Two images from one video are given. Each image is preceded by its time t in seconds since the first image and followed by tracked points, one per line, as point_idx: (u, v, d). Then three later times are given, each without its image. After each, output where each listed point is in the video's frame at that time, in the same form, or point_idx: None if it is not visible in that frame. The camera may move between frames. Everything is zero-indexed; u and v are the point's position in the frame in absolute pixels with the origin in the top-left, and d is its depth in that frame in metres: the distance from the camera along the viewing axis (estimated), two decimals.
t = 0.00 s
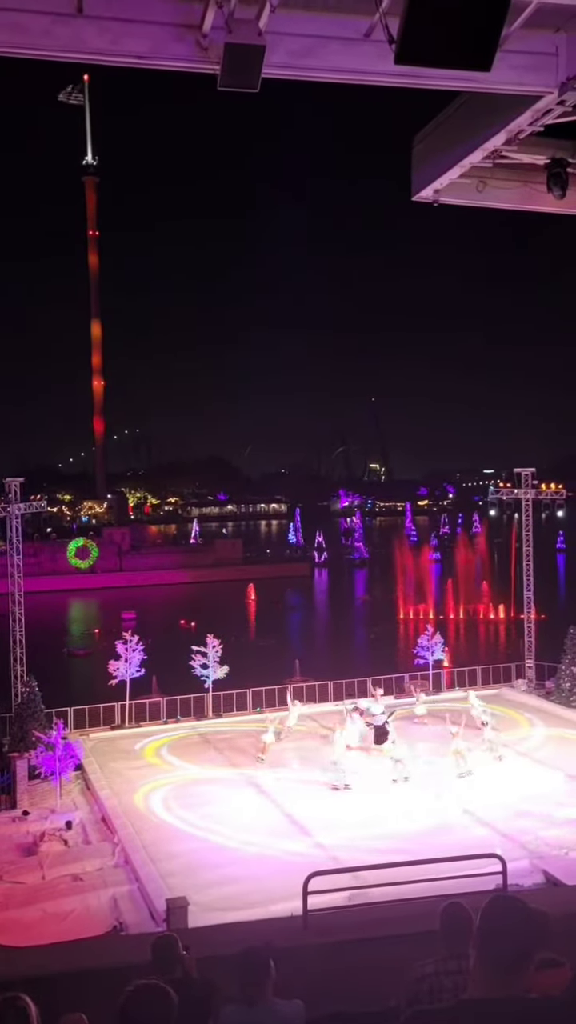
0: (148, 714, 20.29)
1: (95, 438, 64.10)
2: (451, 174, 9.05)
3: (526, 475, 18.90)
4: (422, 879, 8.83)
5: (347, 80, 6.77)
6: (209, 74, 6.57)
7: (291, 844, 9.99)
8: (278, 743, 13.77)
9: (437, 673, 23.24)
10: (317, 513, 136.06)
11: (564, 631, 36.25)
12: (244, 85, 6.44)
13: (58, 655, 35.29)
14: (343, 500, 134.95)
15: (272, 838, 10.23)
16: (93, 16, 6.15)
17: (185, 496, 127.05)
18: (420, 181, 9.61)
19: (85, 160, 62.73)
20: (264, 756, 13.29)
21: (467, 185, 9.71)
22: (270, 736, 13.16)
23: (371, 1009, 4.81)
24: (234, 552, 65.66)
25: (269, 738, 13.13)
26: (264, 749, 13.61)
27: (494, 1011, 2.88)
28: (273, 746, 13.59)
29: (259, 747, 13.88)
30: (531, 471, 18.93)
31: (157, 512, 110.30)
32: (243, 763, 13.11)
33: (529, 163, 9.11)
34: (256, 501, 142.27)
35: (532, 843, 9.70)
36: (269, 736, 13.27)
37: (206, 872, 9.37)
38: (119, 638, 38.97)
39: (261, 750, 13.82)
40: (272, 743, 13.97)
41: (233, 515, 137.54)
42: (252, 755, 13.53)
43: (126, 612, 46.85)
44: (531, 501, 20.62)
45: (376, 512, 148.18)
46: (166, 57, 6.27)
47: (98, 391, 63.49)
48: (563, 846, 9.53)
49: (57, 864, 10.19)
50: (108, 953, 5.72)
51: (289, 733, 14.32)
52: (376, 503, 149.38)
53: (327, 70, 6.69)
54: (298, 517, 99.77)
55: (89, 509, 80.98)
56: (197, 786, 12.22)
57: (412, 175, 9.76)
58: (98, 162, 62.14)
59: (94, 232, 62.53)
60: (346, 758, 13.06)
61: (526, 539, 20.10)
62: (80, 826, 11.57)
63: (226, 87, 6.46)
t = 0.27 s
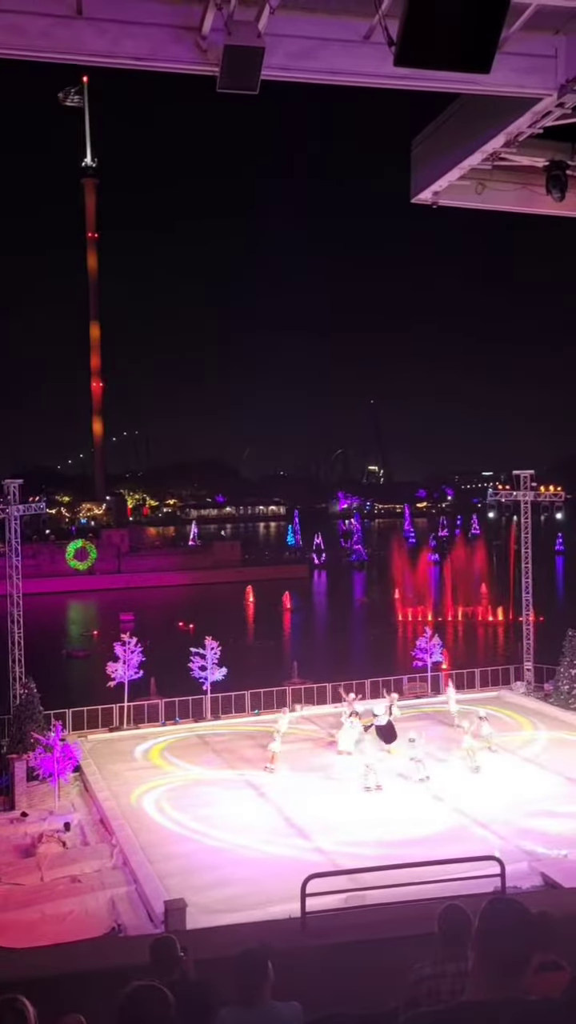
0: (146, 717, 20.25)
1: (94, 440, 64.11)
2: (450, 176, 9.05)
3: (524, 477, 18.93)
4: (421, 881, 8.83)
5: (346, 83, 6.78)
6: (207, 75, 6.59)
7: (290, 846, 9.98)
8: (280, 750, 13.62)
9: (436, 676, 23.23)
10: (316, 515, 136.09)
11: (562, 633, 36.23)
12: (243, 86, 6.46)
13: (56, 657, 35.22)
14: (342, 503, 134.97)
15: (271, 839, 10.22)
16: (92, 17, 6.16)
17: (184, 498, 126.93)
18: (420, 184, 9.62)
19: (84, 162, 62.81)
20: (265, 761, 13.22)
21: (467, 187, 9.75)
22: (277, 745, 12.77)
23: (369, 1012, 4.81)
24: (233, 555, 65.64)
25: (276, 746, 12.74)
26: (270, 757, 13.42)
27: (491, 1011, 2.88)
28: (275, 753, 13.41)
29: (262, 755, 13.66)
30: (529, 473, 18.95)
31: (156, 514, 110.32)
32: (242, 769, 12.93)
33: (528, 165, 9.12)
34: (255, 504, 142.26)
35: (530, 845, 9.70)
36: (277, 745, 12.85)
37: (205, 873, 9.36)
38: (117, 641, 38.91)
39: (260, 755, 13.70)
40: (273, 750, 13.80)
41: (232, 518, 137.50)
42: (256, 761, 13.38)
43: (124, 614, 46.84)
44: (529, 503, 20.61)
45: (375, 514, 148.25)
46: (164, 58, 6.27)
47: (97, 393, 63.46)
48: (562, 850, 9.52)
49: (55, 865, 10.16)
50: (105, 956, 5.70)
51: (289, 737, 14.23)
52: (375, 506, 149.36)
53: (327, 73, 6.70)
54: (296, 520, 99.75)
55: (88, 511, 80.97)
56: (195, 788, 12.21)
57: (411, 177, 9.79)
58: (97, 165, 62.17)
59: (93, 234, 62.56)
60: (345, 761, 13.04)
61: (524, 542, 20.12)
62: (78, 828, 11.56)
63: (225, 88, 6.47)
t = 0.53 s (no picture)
0: (151, 737, 20.24)
1: (108, 454, 64.37)
2: (469, 210, 9.19)
3: (538, 507, 18.90)
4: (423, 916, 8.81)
5: (370, 118, 7.09)
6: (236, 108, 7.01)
7: (291, 874, 9.98)
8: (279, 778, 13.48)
9: (444, 704, 23.12)
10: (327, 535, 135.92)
11: (571, 664, 36.05)
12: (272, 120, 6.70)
13: (62, 671, 35.21)
14: (353, 524, 134.74)
15: (272, 867, 10.21)
16: (126, 53, 6.63)
17: (195, 515, 126.95)
18: (439, 217, 9.74)
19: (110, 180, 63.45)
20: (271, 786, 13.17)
21: (487, 221, 9.87)
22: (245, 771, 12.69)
23: None
24: (242, 573, 65.63)
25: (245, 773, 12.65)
26: (274, 784, 13.28)
27: None
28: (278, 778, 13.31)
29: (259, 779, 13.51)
30: (543, 503, 18.95)
31: (167, 530, 110.39)
32: (242, 794, 12.82)
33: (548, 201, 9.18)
34: (265, 522, 142.18)
35: (533, 884, 9.67)
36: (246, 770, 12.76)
37: (206, 897, 9.39)
38: (124, 657, 38.89)
39: (260, 780, 13.60)
40: (271, 777, 13.67)
41: (242, 536, 137.45)
42: (261, 787, 13.24)
43: (131, 629, 46.81)
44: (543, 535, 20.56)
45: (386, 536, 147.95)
46: (196, 93, 6.73)
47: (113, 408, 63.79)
48: (566, 890, 9.49)
49: (54, 885, 10.13)
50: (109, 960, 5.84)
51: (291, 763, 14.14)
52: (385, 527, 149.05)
53: (352, 109, 7.02)
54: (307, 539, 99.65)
55: (99, 525, 81.12)
56: (198, 811, 12.20)
57: (431, 212, 9.90)
58: (122, 183, 62.79)
59: (115, 251, 63.08)
60: (349, 790, 13.00)
61: (537, 573, 20.07)
62: (79, 847, 11.57)
63: (254, 122, 6.73)
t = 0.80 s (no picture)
0: (154, 744, 20.22)
1: (111, 462, 64.43)
2: (471, 218, 9.22)
3: (540, 514, 18.89)
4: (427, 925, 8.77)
5: (372, 125, 7.13)
6: (240, 116, 7.04)
7: (293, 882, 9.94)
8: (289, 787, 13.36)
9: (447, 713, 23.05)
10: (329, 543, 135.80)
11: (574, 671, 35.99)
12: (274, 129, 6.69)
13: (65, 678, 35.20)
14: (355, 531, 134.54)
15: (274, 875, 10.19)
16: (130, 62, 6.68)
17: (198, 522, 126.94)
18: (442, 224, 9.80)
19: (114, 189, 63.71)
20: (283, 795, 13.04)
21: (489, 229, 9.93)
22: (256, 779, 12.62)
23: None
24: (244, 580, 65.63)
25: (256, 781, 12.58)
26: (285, 792, 13.11)
27: None
28: (286, 787, 13.16)
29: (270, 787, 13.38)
30: (546, 510, 18.94)
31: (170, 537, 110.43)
32: (252, 803, 12.66)
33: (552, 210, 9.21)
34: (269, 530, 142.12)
35: (536, 892, 9.65)
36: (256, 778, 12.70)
37: (207, 905, 9.35)
38: (127, 664, 38.87)
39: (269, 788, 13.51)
40: (282, 785, 13.55)
41: (245, 543, 137.46)
42: (269, 795, 13.11)
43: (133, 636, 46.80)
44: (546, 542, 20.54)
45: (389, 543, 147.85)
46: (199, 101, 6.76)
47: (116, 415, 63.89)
48: (569, 897, 9.47)
49: (56, 893, 10.11)
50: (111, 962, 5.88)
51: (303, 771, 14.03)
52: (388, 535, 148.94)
53: (355, 117, 7.05)
54: (309, 546, 99.60)
55: (102, 532, 81.15)
56: (200, 818, 12.17)
57: (434, 218, 9.94)
58: (126, 192, 63.04)
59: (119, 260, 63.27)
60: (352, 798, 12.96)
61: (539, 580, 20.05)
62: (81, 854, 11.54)
63: (257, 131, 6.71)
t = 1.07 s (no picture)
0: (158, 747, 20.20)
1: (114, 466, 64.48)
2: (471, 219, 9.22)
3: (543, 515, 18.86)
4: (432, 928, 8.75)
5: (373, 127, 7.16)
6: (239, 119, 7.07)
7: (298, 885, 9.92)
8: (304, 791, 13.22)
9: (451, 715, 23.00)
10: (332, 546, 135.73)
11: None
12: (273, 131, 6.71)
13: (69, 682, 35.20)
14: (358, 534, 134.45)
15: (279, 877, 10.17)
16: (129, 65, 6.69)
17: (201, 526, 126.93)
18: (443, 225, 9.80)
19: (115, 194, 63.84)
20: (299, 800, 12.92)
21: (490, 230, 9.92)
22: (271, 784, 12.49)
23: None
24: (248, 583, 65.61)
25: (271, 786, 12.47)
26: (301, 797, 12.97)
27: None
28: (300, 791, 13.03)
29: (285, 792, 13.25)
30: (549, 510, 18.90)
31: (173, 541, 110.43)
32: (266, 809, 12.52)
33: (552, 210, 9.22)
34: (272, 533, 142.11)
35: (541, 893, 9.63)
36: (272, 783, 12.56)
37: (212, 909, 9.34)
38: (130, 668, 38.85)
39: (283, 792, 13.40)
40: (297, 790, 13.42)
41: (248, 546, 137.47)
42: (284, 800, 12.99)
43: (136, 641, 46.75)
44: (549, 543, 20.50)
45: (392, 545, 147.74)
46: (197, 104, 6.78)
47: (119, 420, 63.94)
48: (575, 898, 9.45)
49: (61, 897, 10.11)
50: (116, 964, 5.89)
51: (318, 776, 13.91)
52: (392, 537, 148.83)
53: (355, 119, 7.07)
54: (312, 549, 99.52)
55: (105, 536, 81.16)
56: (205, 821, 12.14)
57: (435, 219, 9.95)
58: (127, 197, 63.13)
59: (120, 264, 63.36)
60: (357, 800, 12.93)
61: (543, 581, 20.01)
62: (86, 858, 11.54)
63: (257, 133, 6.72)
